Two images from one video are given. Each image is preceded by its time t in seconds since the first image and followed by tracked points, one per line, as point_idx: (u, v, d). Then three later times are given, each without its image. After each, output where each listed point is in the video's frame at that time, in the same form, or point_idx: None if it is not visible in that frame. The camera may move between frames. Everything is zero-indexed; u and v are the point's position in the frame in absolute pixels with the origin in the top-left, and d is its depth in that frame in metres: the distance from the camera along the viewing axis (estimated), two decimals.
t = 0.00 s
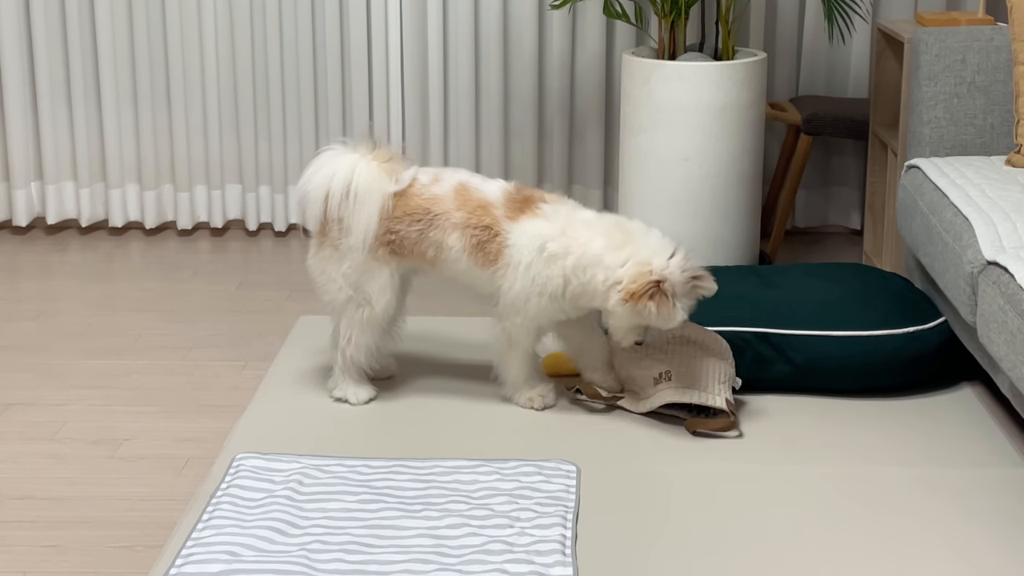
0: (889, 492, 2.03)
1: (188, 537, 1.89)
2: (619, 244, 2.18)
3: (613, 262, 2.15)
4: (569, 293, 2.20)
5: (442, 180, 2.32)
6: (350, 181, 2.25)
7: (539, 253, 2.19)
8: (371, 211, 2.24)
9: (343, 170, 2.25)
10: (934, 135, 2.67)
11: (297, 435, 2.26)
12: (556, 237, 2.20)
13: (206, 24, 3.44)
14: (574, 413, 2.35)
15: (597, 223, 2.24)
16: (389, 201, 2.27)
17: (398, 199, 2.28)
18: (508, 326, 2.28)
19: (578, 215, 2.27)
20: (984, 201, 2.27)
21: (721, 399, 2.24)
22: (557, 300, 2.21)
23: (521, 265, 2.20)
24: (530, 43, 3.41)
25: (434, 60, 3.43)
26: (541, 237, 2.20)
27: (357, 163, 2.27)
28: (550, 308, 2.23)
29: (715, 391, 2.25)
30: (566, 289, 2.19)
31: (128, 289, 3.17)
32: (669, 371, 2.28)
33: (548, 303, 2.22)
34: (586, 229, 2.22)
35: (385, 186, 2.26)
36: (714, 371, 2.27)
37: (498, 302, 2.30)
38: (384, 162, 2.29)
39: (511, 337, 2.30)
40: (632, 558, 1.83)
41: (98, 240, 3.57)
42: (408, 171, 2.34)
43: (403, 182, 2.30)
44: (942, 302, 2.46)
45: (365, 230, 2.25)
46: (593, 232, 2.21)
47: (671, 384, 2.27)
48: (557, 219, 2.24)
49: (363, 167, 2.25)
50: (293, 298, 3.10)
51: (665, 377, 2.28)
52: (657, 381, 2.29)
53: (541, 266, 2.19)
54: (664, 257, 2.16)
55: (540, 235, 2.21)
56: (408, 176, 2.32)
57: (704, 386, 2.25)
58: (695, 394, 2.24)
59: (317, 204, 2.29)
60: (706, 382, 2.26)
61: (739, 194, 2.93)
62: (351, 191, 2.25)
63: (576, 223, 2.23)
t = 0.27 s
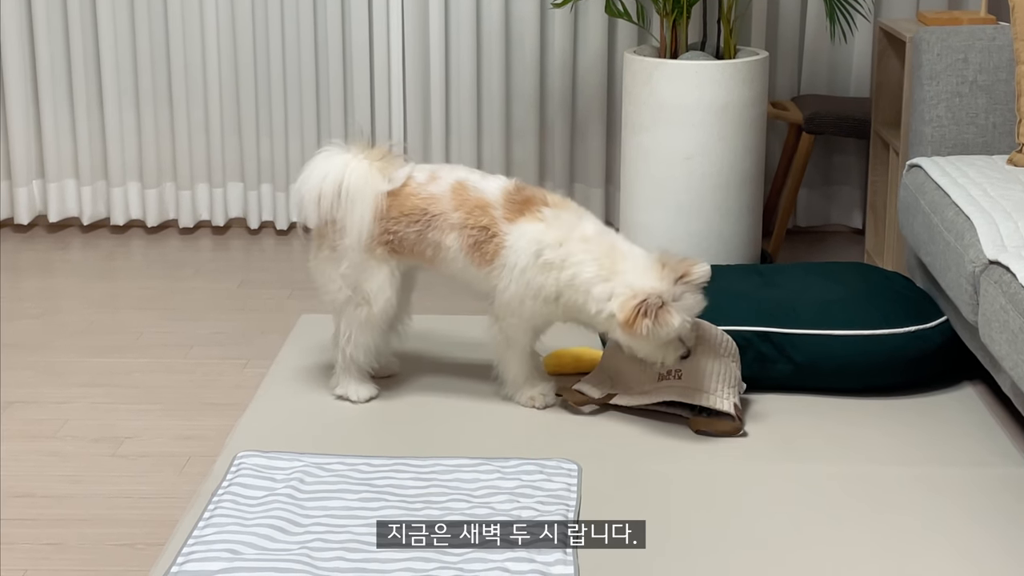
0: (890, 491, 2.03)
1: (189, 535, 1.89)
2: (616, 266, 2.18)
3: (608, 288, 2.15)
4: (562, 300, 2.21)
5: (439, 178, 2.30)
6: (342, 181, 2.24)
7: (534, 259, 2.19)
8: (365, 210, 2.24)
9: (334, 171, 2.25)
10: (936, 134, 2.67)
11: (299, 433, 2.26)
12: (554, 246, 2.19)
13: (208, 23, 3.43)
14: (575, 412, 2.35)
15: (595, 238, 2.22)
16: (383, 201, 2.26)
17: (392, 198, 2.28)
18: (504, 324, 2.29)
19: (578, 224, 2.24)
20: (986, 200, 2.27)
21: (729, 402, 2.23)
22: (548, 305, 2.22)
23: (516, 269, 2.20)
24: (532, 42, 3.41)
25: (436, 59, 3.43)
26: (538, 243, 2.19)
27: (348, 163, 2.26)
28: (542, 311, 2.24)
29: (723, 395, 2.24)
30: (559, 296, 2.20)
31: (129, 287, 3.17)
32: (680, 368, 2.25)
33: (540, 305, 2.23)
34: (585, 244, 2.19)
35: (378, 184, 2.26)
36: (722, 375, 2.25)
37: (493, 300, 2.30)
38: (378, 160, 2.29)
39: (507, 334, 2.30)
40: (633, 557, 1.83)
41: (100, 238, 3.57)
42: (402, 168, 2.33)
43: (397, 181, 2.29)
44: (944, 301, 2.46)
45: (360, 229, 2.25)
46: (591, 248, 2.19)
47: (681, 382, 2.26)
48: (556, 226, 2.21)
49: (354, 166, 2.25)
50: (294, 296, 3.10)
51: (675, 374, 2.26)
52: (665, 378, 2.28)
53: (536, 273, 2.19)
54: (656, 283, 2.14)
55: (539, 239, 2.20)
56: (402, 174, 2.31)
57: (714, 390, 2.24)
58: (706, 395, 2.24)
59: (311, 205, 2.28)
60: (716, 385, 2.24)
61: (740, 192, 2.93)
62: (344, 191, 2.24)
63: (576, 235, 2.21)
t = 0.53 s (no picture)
0: (890, 491, 2.03)
1: (190, 534, 1.90)
2: (624, 274, 2.22)
3: (616, 292, 2.18)
4: (568, 304, 2.22)
5: (437, 178, 2.30)
6: (336, 178, 2.26)
7: (542, 260, 2.19)
8: (358, 206, 2.25)
9: (329, 168, 2.26)
10: (937, 134, 2.67)
11: (300, 432, 2.26)
12: (564, 249, 2.20)
13: (209, 22, 3.43)
14: (576, 412, 2.35)
15: (604, 245, 2.24)
16: (376, 200, 2.27)
17: (385, 198, 2.28)
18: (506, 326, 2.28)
19: (586, 230, 2.26)
20: (987, 200, 2.27)
21: (737, 405, 2.25)
22: (552, 307, 2.23)
23: (522, 268, 2.19)
24: (534, 40, 3.41)
25: (437, 58, 3.43)
26: (548, 244, 2.19)
27: (348, 158, 2.28)
28: (544, 312, 2.24)
29: (728, 401, 2.26)
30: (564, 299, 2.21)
31: (131, 286, 3.17)
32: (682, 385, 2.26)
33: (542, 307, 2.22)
34: (595, 250, 2.22)
35: (372, 182, 2.26)
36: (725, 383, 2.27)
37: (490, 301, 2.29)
38: (379, 157, 2.30)
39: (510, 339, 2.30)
40: (633, 556, 1.83)
41: (101, 237, 3.58)
42: (400, 166, 2.32)
43: (392, 180, 2.29)
44: (945, 301, 2.46)
45: (351, 226, 2.26)
46: (602, 254, 2.22)
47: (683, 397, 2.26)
48: (568, 229, 2.22)
49: (350, 161, 2.27)
50: (296, 295, 3.10)
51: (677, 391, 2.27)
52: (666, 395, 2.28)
53: (545, 274, 2.19)
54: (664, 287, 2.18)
55: (546, 241, 2.20)
56: (399, 173, 2.31)
57: (718, 399, 2.26)
58: (707, 409, 2.25)
59: (306, 202, 2.29)
60: (719, 395, 2.26)
61: (741, 192, 2.93)
62: (340, 187, 2.26)
63: (588, 240, 2.23)
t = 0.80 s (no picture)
0: (891, 491, 2.03)
1: (190, 534, 1.90)
2: (629, 282, 2.21)
3: (620, 298, 2.18)
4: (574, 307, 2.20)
5: (448, 178, 2.30)
6: (350, 179, 2.25)
7: (552, 258, 2.18)
8: (369, 211, 2.24)
9: (343, 168, 2.25)
10: (938, 135, 2.67)
11: (300, 433, 2.26)
12: (575, 249, 2.20)
13: (210, 22, 3.43)
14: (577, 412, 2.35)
15: (613, 252, 2.25)
16: (388, 201, 2.25)
17: (398, 199, 2.27)
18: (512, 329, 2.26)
19: (596, 237, 2.26)
20: (989, 200, 2.27)
21: (738, 406, 2.26)
22: (556, 308, 2.21)
23: (531, 266, 2.18)
24: (534, 40, 3.41)
25: (438, 59, 3.43)
26: (559, 244, 2.19)
27: (363, 163, 2.26)
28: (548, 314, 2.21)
29: (728, 403, 2.27)
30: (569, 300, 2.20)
31: (131, 287, 3.18)
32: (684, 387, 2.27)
33: (546, 308, 2.20)
34: (605, 254, 2.22)
35: (385, 185, 2.25)
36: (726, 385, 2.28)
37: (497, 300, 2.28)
38: (390, 161, 2.29)
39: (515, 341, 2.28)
40: (633, 556, 1.83)
41: (102, 237, 3.58)
42: (412, 168, 2.32)
43: (404, 181, 2.28)
44: (946, 302, 2.45)
45: (363, 227, 2.24)
46: (609, 260, 2.22)
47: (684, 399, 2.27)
48: (579, 233, 2.23)
49: (366, 164, 2.26)
50: (296, 296, 3.10)
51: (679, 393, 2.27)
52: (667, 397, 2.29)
53: (555, 272, 2.18)
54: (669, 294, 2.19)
55: (558, 241, 2.20)
56: (411, 175, 2.30)
57: (718, 401, 2.26)
58: (707, 411, 2.26)
59: (317, 202, 2.28)
60: (719, 397, 2.27)
61: (742, 193, 2.93)
62: (353, 187, 2.24)
63: (597, 245, 2.23)
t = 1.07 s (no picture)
0: (890, 493, 2.03)
1: (190, 536, 1.90)
2: (646, 280, 2.20)
3: (640, 298, 2.17)
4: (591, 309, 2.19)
5: (457, 182, 2.29)
6: (363, 184, 2.24)
7: (567, 262, 2.17)
8: (382, 215, 2.23)
9: (357, 172, 2.24)
10: (939, 136, 2.67)
11: (300, 434, 2.26)
12: (589, 251, 2.19)
13: (210, 24, 3.43)
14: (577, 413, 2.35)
15: (625, 251, 2.24)
16: (400, 205, 2.24)
17: (409, 204, 2.26)
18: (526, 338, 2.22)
19: (606, 236, 2.25)
20: (989, 202, 2.27)
21: (739, 408, 2.26)
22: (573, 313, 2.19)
23: (545, 270, 2.17)
24: (534, 41, 3.40)
25: (438, 60, 3.43)
26: (572, 247, 2.18)
27: (374, 165, 2.26)
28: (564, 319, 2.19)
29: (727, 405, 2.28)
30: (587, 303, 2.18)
31: (131, 288, 3.18)
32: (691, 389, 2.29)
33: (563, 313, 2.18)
34: (617, 254, 2.21)
35: (397, 189, 2.24)
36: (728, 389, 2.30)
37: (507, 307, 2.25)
38: (402, 165, 2.28)
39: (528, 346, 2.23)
40: (633, 557, 1.83)
41: (101, 239, 3.58)
42: (422, 172, 2.31)
43: (416, 185, 2.27)
44: (946, 303, 2.45)
45: (374, 232, 2.24)
46: (623, 260, 2.21)
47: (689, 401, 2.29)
48: (589, 233, 2.22)
49: (379, 168, 2.25)
50: (297, 297, 3.10)
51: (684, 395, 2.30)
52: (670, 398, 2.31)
53: (571, 276, 2.16)
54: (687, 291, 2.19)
55: (569, 243, 2.19)
56: (422, 179, 2.29)
57: (718, 403, 2.28)
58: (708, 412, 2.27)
59: (330, 205, 2.27)
60: (718, 399, 2.29)
61: (743, 194, 2.93)
62: (364, 191, 2.24)
63: (609, 246, 2.22)
